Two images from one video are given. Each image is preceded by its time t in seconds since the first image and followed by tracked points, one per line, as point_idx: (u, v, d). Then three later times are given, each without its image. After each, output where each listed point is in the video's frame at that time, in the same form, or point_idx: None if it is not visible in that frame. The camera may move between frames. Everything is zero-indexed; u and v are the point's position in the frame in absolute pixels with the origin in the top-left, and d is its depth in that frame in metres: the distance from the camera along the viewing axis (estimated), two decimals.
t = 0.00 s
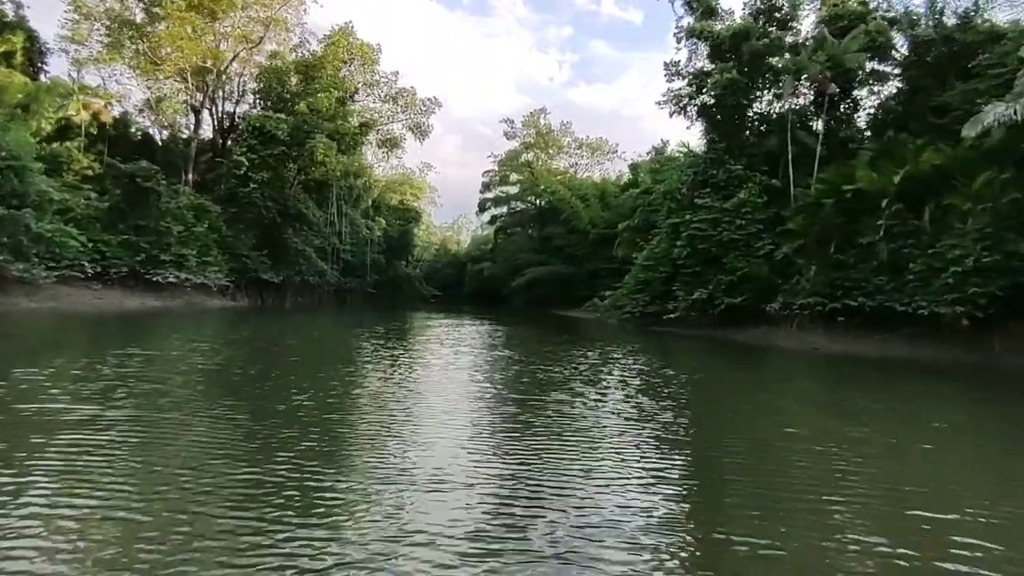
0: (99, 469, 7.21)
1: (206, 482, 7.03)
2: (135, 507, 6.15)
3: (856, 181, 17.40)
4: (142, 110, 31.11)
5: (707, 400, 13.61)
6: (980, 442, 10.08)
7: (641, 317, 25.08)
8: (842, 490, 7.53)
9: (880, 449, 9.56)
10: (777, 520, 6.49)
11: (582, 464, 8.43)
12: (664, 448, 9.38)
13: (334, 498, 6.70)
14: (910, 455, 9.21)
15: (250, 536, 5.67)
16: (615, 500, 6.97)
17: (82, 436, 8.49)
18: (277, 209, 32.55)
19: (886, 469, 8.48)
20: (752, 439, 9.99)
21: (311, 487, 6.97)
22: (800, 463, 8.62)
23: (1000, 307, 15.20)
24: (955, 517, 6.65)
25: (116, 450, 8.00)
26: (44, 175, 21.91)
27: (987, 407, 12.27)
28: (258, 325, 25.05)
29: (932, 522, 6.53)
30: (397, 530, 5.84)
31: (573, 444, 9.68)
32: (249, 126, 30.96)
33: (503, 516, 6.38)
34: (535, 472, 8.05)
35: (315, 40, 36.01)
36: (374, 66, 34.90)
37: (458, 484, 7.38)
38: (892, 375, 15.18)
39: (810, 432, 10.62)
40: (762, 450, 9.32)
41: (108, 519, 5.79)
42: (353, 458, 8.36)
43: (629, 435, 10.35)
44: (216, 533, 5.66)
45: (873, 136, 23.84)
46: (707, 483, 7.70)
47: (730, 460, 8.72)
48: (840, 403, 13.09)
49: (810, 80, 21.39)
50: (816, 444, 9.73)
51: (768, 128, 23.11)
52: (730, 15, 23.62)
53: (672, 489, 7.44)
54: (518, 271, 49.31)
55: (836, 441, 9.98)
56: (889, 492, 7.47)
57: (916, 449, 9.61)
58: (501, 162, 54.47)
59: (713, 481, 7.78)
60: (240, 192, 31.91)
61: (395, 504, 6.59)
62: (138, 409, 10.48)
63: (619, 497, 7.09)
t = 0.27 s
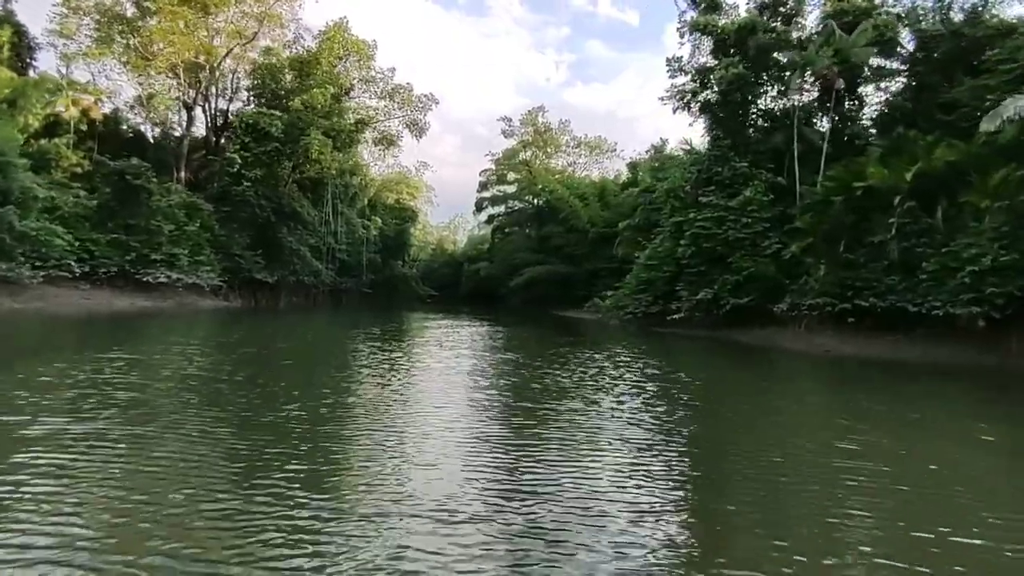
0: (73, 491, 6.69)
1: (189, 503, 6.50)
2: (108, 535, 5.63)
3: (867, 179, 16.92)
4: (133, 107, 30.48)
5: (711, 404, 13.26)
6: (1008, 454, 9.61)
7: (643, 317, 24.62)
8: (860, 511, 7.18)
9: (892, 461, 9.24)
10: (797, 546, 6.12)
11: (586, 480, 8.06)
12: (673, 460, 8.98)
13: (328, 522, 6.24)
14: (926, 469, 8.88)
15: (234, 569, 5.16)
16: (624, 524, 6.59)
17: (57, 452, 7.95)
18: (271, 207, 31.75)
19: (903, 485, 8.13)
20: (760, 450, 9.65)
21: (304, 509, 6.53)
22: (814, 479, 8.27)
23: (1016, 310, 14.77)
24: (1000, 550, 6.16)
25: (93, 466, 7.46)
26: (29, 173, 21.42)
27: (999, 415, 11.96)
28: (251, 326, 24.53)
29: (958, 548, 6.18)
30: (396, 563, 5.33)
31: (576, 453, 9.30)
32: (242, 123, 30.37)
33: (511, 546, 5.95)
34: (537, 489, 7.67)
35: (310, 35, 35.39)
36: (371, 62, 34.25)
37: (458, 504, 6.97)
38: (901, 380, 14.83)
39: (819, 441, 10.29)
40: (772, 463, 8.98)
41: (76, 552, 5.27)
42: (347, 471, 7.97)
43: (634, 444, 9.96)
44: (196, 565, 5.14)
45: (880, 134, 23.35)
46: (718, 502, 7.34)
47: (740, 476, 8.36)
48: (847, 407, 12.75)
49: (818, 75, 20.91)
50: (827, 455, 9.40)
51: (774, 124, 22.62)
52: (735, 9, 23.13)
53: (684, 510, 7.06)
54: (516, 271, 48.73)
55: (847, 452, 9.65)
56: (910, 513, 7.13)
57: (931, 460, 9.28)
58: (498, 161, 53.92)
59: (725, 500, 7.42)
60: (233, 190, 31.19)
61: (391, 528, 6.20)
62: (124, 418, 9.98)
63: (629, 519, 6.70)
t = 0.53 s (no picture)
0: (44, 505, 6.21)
1: (169, 519, 6.02)
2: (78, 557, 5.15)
3: (876, 178, 16.51)
4: (124, 102, 29.90)
5: (713, 405, 13.05)
6: None
7: (644, 319, 24.23)
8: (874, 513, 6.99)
9: (899, 462, 9.07)
10: (815, 555, 5.81)
11: (590, 483, 7.84)
12: (680, 465, 8.65)
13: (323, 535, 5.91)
14: (933, 471, 8.70)
15: None
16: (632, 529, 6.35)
17: (31, 462, 7.46)
18: (264, 204, 31.06)
19: (914, 487, 7.94)
20: (765, 449, 9.46)
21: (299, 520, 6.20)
22: (822, 480, 8.08)
23: None
24: None
25: (69, 479, 6.97)
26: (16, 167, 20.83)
27: (1015, 419, 11.60)
28: (242, 326, 24.08)
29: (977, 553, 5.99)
30: None
31: (578, 456, 9.06)
32: (234, 118, 29.52)
33: (515, 552, 5.67)
34: (540, 493, 7.44)
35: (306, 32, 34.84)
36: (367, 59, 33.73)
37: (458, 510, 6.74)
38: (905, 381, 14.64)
39: (824, 442, 10.12)
40: (778, 465, 8.79)
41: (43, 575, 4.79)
42: (344, 476, 7.72)
43: (638, 447, 9.71)
44: None
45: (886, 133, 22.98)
46: (725, 504, 7.14)
47: (745, 477, 8.16)
48: (852, 408, 12.54)
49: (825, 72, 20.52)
50: (833, 455, 9.22)
51: (778, 123, 22.38)
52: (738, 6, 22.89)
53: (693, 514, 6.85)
54: (514, 271, 48.25)
55: (853, 453, 9.47)
56: (930, 519, 6.83)
57: (940, 463, 9.09)
58: (495, 161, 53.43)
59: (731, 501, 7.23)
60: (226, 187, 30.36)
61: (392, 535, 5.95)
62: (110, 424, 9.51)
63: (636, 525, 6.47)
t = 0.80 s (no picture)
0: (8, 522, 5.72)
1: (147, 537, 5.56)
2: None
3: (886, 178, 16.08)
4: (115, 98, 29.29)
5: (716, 409, 12.94)
6: None
7: (645, 322, 23.92)
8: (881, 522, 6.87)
9: (905, 468, 8.94)
10: None
11: (594, 491, 7.69)
12: (688, 476, 8.31)
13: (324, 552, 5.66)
14: (940, 477, 8.58)
15: None
16: (638, 541, 6.20)
17: None
18: (257, 203, 30.29)
19: (921, 494, 7.82)
20: (769, 454, 9.36)
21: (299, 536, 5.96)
22: (829, 487, 7.97)
23: None
24: None
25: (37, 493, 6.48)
26: None
27: None
28: (233, 326, 23.54)
29: (988, 566, 5.86)
30: None
31: (581, 463, 8.90)
32: (226, 114, 29.04)
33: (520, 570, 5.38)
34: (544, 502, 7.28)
35: (300, 28, 34.22)
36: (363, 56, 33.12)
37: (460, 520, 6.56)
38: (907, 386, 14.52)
39: (829, 447, 10.01)
40: (785, 471, 8.61)
41: None
42: (343, 484, 7.57)
43: (642, 452, 9.53)
44: None
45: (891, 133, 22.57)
46: (731, 513, 7.03)
47: (748, 484, 8.03)
48: (861, 414, 12.26)
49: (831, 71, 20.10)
50: (838, 461, 9.09)
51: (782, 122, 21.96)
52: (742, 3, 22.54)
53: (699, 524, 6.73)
54: (511, 272, 47.72)
55: (858, 459, 9.36)
56: (949, 535, 6.53)
57: (947, 468, 8.96)
58: (492, 161, 52.90)
59: (736, 510, 7.11)
60: (217, 185, 29.53)
61: (393, 549, 5.78)
62: (97, 432, 9.05)
63: (643, 538, 6.30)
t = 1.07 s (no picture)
0: None
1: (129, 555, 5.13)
2: None
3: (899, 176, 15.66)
4: (107, 94, 28.71)
5: (721, 408, 12.86)
6: None
7: (647, 324, 23.66)
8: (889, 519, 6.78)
9: (915, 468, 8.82)
10: None
11: (600, 492, 7.58)
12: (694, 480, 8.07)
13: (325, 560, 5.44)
14: (951, 478, 8.43)
15: None
16: (645, 543, 6.08)
17: None
18: (252, 201, 29.64)
19: (930, 494, 7.70)
20: (775, 453, 9.28)
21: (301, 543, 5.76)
22: (836, 485, 7.90)
23: None
24: None
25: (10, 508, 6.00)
26: None
27: None
28: (226, 326, 23.05)
29: (998, 566, 5.73)
30: None
31: (587, 463, 8.76)
32: (222, 109, 28.49)
33: None
34: (550, 505, 7.14)
35: (296, 23, 33.68)
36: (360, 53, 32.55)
37: (465, 526, 6.42)
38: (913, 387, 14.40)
39: (836, 445, 9.93)
40: (792, 471, 8.46)
41: None
42: (346, 488, 7.45)
43: (649, 452, 9.41)
44: None
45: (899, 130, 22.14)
46: (738, 511, 6.94)
47: (750, 484, 7.85)
48: (870, 416, 12.07)
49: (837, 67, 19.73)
50: (849, 463, 8.91)
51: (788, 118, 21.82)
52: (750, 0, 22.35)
53: (706, 522, 6.64)
54: (509, 273, 47.22)
55: (866, 458, 9.25)
56: (962, 537, 6.33)
57: (957, 469, 8.84)
58: (491, 160, 52.39)
59: (743, 508, 7.04)
60: (212, 183, 28.84)
61: (395, 553, 5.65)
62: (88, 439, 8.66)
63: (650, 541, 6.16)
